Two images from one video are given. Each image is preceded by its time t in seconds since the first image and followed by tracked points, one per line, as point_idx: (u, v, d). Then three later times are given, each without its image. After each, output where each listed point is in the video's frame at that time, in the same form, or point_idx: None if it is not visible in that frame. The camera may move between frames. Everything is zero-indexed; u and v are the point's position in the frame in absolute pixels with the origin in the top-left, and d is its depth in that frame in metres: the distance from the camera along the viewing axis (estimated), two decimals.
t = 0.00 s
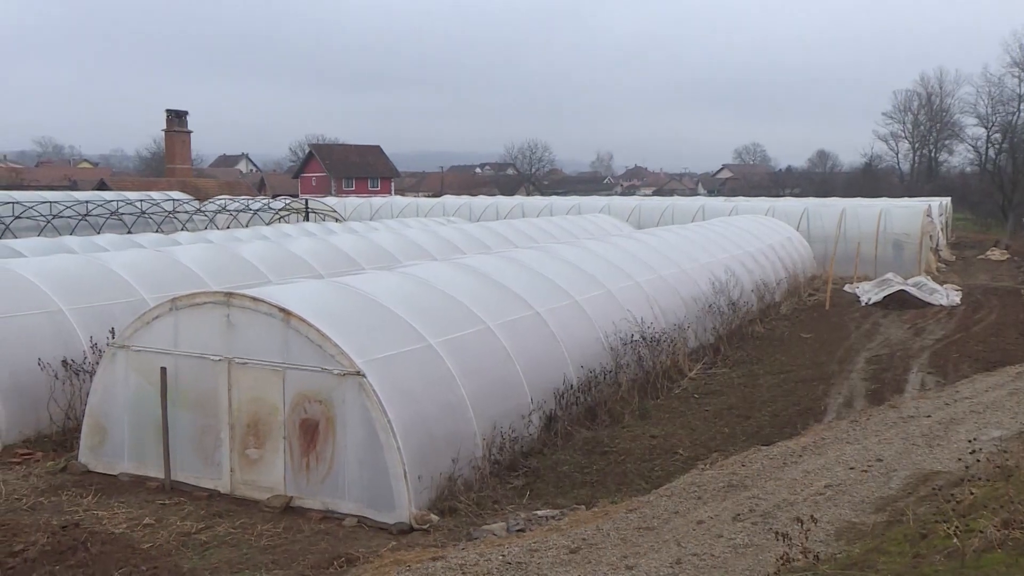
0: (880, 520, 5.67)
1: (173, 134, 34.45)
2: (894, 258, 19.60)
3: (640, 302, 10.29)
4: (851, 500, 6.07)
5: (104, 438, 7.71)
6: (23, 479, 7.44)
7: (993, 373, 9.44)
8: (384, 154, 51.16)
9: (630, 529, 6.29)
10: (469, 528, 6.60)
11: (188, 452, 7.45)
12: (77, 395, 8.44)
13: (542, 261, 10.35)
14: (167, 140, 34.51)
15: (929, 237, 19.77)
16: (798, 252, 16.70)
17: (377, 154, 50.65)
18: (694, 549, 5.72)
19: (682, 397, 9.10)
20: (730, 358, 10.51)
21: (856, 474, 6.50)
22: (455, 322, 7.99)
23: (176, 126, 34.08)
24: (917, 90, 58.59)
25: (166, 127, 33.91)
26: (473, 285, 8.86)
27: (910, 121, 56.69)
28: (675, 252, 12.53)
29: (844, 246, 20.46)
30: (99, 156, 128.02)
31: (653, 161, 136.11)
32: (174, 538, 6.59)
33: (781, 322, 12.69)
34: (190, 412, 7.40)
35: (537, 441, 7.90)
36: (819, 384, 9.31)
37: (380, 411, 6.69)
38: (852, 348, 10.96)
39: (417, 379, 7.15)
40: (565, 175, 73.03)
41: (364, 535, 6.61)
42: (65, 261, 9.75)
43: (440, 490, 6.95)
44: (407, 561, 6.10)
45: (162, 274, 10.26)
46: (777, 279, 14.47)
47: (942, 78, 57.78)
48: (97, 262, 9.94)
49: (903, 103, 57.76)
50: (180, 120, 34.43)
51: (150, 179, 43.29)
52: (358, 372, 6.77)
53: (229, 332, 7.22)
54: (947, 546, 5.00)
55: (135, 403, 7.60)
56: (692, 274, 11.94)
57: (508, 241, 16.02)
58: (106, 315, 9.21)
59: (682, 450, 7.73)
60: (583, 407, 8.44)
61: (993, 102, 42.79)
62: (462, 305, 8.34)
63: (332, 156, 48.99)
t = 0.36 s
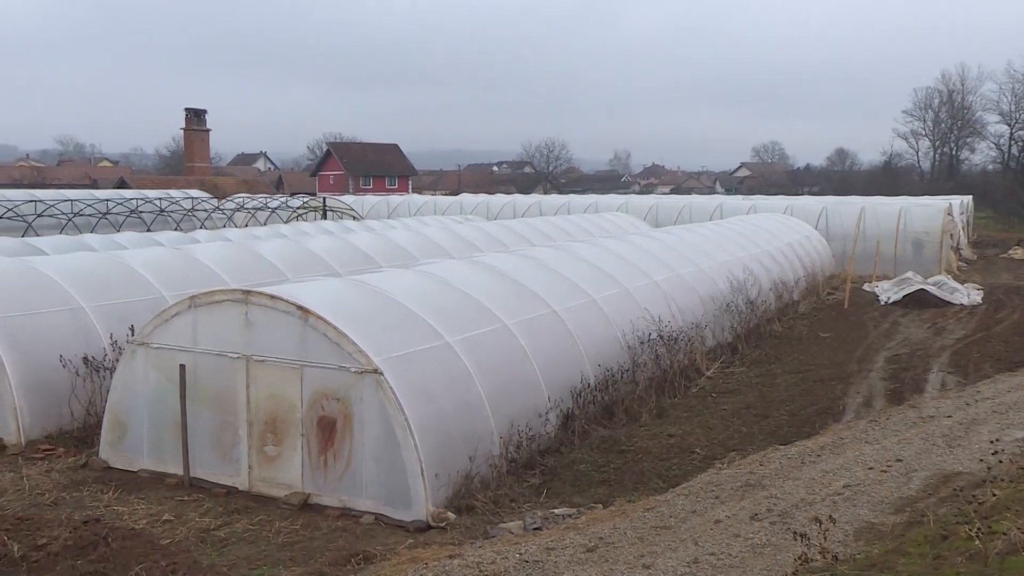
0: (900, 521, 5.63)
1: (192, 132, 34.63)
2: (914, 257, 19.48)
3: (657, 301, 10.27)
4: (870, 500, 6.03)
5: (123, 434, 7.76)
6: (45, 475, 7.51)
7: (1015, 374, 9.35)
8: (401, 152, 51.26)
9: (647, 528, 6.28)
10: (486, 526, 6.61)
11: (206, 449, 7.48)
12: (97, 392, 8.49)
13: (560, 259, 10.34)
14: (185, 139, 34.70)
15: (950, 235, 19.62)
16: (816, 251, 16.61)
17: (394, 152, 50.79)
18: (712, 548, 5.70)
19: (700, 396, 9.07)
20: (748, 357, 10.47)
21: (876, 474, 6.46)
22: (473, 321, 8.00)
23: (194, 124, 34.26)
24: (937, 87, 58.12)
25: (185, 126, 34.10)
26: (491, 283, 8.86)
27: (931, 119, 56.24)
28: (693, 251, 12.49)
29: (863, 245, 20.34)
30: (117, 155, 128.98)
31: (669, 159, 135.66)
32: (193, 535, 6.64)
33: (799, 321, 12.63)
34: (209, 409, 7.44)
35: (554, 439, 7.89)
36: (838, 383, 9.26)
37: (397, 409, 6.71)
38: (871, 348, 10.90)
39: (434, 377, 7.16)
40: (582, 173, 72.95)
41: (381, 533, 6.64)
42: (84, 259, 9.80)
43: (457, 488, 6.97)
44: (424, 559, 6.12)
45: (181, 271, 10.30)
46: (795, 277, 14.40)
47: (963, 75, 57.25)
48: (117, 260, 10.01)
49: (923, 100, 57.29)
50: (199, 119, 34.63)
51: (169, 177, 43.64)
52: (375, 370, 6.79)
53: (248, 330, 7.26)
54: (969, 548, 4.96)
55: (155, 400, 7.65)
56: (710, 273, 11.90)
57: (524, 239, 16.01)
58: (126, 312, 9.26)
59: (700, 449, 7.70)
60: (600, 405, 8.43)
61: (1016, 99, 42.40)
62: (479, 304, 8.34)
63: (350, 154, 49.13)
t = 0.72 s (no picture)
0: (922, 522, 5.59)
1: (213, 131, 34.83)
2: (937, 255, 19.34)
3: (677, 299, 10.25)
4: (891, 500, 5.99)
5: (145, 431, 7.81)
6: (69, 469, 7.58)
7: None
8: (420, 150, 51.36)
9: (666, 527, 6.27)
10: (505, 523, 6.61)
11: (227, 445, 7.52)
12: (119, 388, 8.55)
13: (579, 257, 10.33)
14: (206, 137, 34.91)
15: (973, 233, 19.45)
16: (836, 249, 16.51)
17: (414, 150, 50.92)
18: (731, 548, 5.68)
19: (720, 395, 9.03)
20: (768, 356, 10.43)
21: (898, 474, 6.41)
22: (492, 318, 8.00)
23: (215, 122, 34.46)
24: (961, 84, 57.57)
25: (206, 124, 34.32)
26: (510, 281, 8.86)
27: (955, 116, 55.72)
28: (713, 249, 12.44)
29: (884, 243, 20.21)
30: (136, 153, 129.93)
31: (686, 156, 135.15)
32: (214, 530, 6.69)
33: (819, 320, 12.56)
34: (229, 406, 7.48)
35: (573, 437, 7.88)
36: (859, 382, 9.20)
37: (416, 407, 6.73)
38: (893, 346, 10.82)
39: (453, 374, 7.17)
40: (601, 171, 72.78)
41: (400, 530, 6.66)
42: (106, 256, 9.87)
43: (476, 485, 6.98)
44: (443, 555, 6.14)
45: (201, 268, 10.35)
46: (815, 276, 14.31)
47: (987, 71, 56.62)
48: (139, 257, 10.08)
49: (946, 97, 56.75)
50: (220, 117, 34.83)
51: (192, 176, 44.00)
52: (394, 367, 6.81)
53: (268, 327, 7.30)
54: (993, 550, 4.92)
55: (176, 396, 7.71)
56: (730, 271, 11.85)
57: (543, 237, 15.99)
58: (147, 309, 9.31)
59: (719, 447, 7.67)
60: (619, 403, 8.41)
61: None
62: (498, 301, 8.34)
63: (368, 151, 49.27)
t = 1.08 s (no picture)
0: (953, 524, 5.53)
1: (239, 129, 35.05)
2: (967, 254, 19.16)
3: (703, 298, 10.21)
4: (920, 501, 5.93)
5: (173, 426, 7.88)
6: (99, 463, 7.66)
7: None
8: (444, 147, 51.49)
9: (691, 526, 6.25)
10: (530, 521, 6.61)
11: (253, 441, 7.57)
12: (148, 383, 8.61)
13: (604, 255, 10.31)
14: (233, 135, 35.15)
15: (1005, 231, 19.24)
16: (864, 248, 16.38)
17: (440, 148, 51.03)
18: (757, 547, 5.65)
19: (746, 394, 8.99)
20: (795, 355, 10.36)
21: (927, 475, 6.35)
22: (517, 316, 8.00)
23: (242, 120, 34.68)
24: (993, 81, 56.87)
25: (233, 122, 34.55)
26: (535, 279, 8.85)
27: (986, 113, 55.04)
28: (738, 247, 12.38)
29: (913, 242, 20.05)
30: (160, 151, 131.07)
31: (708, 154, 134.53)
32: (240, 525, 6.74)
33: (846, 319, 12.46)
34: (255, 402, 7.52)
35: (598, 435, 7.87)
36: (887, 382, 9.12)
37: (441, 404, 6.74)
38: (922, 346, 10.72)
39: (478, 372, 7.18)
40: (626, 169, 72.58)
41: (425, 527, 6.68)
42: (135, 253, 9.95)
43: (500, 483, 6.98)
44: (467, 553, 6.14)
45: (226, 264, 10.41)
46: (842, 275, 14.21)
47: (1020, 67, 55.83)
48: (166, 254, 10.16)
49: (980, 93, 56.14)
50: (246, 115, 35.06)
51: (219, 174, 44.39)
52: (419, 364, 6.83)
53: (294, 324, 7.33)
54: None
55: (203, 392, 7.76)
56: (755, 269, 11.79)
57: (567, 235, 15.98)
58: (175, 305, 9.37)
59: (745, 447, 7.63)
60: (644, 402, 8.38)
61: None
62: (524, 299, 8.33)
63: (394, 149, 49.45)
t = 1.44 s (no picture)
0: (987, 528, 5.47)
1: (269, 127, 35.29)
2: (1002, 252, 18.95)
3: (732, 296, 10.16)
4: (954, 504, 5.87)
5: (203, 422, 7.94)
6: (131, 458, 7.75)
7: None
8: (472, 146, 51.59)
9: (719, 526, 6.22)
10: (557, 520, 6.60)
11: (282, 438, 7.61)
12: (179, 380, 8.68)
13: (632, 253, 10.27)
14: (262, 133, 35.39)
15: None
16: (895, 246, 16.22)
17: (468, 146, 51.16)
18: (786, 548, 5.61)
19: (775, 393, 8.93)
20: (825, 354, 10.28)
21: (961, 478, 6.28)
22: (544, 314, 7.99)
23: (271, 118, 34.92)
24: None
25: (262, 120, 34.80)
26: (564, 277, 8.84)
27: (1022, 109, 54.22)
28: (767, 246, 12.29)
29: (946, 240, 19.88)
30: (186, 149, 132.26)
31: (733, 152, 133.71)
32: (270, 521, 6.79)
33: (877, 318, 12.34)
34: (284, 398, 7.57)
35: (626, 434, 7.84)
36: (919, 382, 9.03)
37: (469, 402, 6.75)
38: (955, 346, 10.59)
39: (506, 370, 7.18)
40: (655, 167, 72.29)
41: (452, 524, 6.69)
42: (165, 251, 10.03)
43: (528, 481, 6.98)
44: (495, 550, 6.15)
45: (255, 261, 10.47)
46: (873, 274, 14.07)
47: None
48: (197, 251, 10.25)
49: (1016, 89, 55.39)
50: (275, 114, 35.32)
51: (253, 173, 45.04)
52: (448, 362, 6.84)
53: (323, 321, 7.36)
54: None
55: (233, 388, 7.82)
56: (785, 268, 11.70)
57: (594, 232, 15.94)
58: (205, 302, 9.43)
59: (774, 446, 7.58)
60: (672, 401, 8.34)
61: None
62: (552, 297, 8.32)
63: (421, 147, 49.61)
